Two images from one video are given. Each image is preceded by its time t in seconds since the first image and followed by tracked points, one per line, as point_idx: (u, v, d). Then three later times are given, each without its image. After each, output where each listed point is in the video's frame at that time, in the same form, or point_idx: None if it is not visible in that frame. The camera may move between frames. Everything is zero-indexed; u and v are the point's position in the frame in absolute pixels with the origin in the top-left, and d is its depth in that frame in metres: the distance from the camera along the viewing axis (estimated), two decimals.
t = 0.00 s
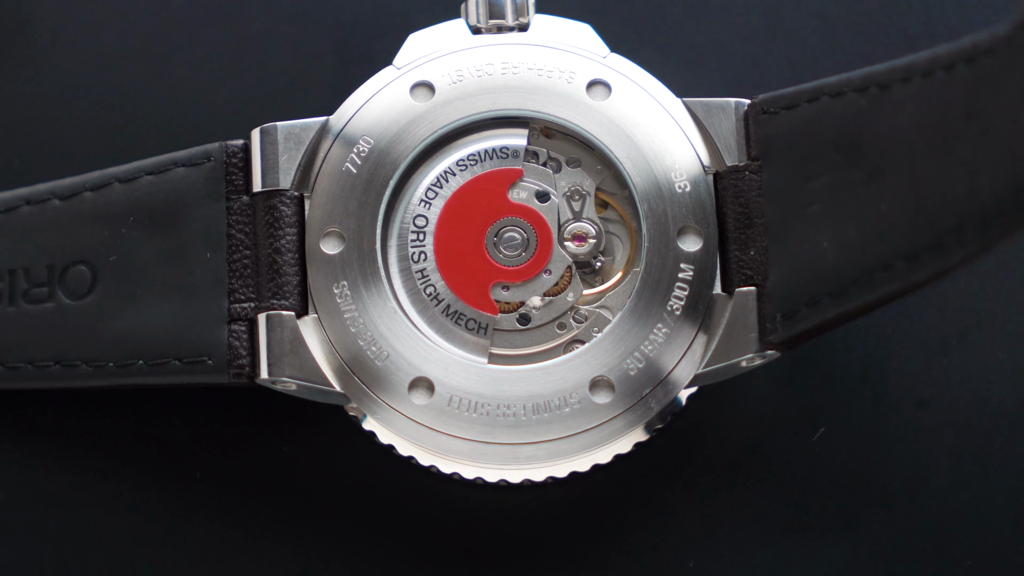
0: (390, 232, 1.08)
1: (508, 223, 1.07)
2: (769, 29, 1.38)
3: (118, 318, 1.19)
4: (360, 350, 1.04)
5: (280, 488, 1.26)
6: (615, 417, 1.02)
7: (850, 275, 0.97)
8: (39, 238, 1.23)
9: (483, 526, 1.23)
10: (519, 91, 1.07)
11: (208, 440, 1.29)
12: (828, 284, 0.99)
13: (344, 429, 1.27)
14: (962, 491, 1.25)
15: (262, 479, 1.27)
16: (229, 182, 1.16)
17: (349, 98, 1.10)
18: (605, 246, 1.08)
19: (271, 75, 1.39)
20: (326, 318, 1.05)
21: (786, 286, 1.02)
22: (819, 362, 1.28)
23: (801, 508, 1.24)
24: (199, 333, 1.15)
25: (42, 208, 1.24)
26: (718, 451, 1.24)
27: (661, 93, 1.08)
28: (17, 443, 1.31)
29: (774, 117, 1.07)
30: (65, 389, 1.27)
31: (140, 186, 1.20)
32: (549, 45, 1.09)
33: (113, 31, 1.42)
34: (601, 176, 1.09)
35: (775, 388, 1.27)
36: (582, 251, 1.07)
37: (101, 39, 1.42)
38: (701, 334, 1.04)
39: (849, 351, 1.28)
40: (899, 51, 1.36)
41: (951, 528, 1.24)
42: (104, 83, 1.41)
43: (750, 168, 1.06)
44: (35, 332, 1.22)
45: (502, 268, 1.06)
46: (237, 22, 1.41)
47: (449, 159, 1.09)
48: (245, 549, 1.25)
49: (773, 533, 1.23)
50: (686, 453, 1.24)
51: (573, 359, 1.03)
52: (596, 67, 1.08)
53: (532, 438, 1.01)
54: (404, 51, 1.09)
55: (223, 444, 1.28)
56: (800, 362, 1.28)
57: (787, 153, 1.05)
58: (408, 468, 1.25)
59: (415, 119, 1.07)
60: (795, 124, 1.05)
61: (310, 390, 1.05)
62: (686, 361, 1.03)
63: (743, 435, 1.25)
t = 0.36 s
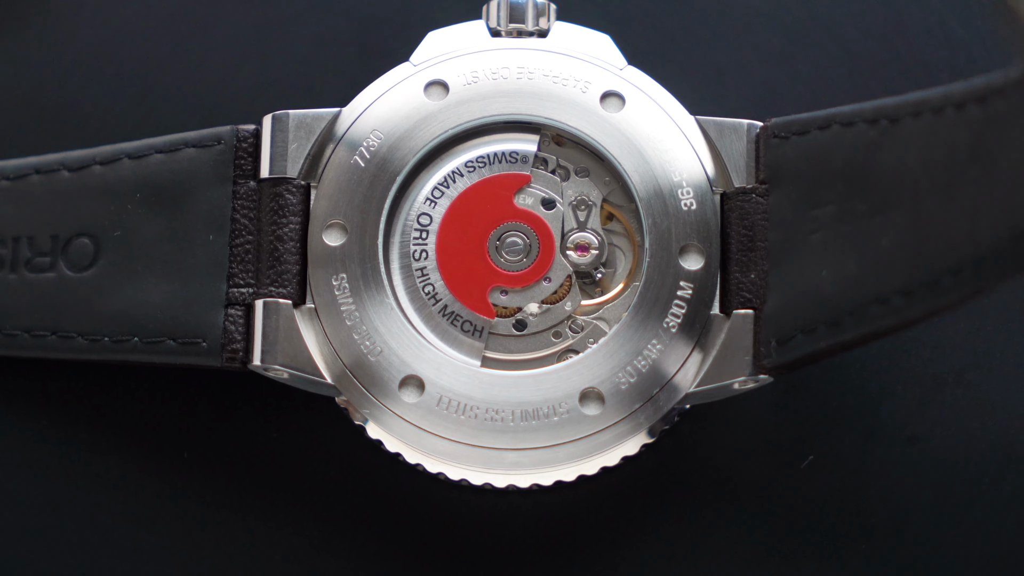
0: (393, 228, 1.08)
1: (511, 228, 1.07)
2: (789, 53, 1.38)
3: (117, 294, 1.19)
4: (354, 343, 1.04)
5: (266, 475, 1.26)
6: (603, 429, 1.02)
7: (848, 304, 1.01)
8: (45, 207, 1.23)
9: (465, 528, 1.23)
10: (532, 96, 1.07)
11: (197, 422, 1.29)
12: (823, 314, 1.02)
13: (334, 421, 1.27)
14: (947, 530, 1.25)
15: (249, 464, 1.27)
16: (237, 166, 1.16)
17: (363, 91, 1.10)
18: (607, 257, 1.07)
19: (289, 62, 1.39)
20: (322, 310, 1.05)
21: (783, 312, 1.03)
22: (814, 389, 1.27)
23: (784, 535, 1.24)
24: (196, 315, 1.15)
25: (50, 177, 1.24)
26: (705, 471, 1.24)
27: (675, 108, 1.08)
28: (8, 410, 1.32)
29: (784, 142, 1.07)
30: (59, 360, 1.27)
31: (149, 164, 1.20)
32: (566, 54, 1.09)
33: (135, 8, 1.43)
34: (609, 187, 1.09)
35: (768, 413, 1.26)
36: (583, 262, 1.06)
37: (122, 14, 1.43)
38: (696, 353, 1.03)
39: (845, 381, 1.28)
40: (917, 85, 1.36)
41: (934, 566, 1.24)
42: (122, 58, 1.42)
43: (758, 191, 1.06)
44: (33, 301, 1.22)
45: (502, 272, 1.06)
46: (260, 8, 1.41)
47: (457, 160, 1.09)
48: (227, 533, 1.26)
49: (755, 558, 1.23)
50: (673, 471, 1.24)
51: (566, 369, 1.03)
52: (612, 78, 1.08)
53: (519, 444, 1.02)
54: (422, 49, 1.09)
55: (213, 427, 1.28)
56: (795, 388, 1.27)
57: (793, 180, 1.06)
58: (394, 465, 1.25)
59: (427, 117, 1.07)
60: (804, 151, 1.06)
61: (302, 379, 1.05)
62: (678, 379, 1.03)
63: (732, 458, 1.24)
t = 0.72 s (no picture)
0: (398, 224, 1.08)
1: (514, 233, 1.07)
2: (808, 81, 1.38)
3: (118, 267, 1.19)
4: (348, 336, 1.05)
5: (252, 460, 1.27)
6: (589, 442, 1.02)
7: (843, 338, 1.01)
8: (55, 176, 1.24)
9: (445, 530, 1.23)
10: (547, 104, 1.07)
11: (189, 401, 1.29)
12: (816, 344, 1.02)
13: (324, 412, 1.27)
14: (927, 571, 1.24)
15: (236, 448, 1.27)
16: (248, 150, 1.16)
17: (379, 85, 1.10)
18: (608, 270, 1.07)
19: (310, 50, 1.40)
20: (319, 300, 1.06)
21: (777, 339, 1.03)
22: (806, 418, 1.27)
23: (764, 562, 1.23)
24: (193, 295, 1.15)
25: (62, 146, 1.24)
26: (690, 492, 1.24)
27: (689, 127, 1.07)
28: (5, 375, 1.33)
29: (794, 168, 1.06)
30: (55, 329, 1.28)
31: (161, 141, 1.20)
32: (585, 64, 1.09)
33: None
34: (616, 201, 1.08)
35: (758, 438, 1.25)
36: (584, 273, 1.06)
37: None
38: (688, 373, 1.03)
39: (838, 412, 1.27)
40: (933, 124, 1.36)
41: None
42: (144, 33, 1.42)
43: (763, 216, 1.06)
44: (35, 268, 1.22)
45: (502, 277, 1.06)
46: None
47: (467, 161, 1.09)
48: (209, 515, 1.26)
49: None
50: (658, 489, 1.24)
51: (557, 379, 1.02)
52: (628, 91, 1.08)
53: (504, 450, 1.02)
54: (441, 47, 1.09)
55: (204, 408, 1.29)
56: (787, 415, 1.27)
57: (799, 207, 1.05)
58: (379, 461, 1.25)
59: (440, 116, 1.07)
60: (811, 180, 1.06)
61: (293, 367, 1.05)
62: (668, 398, 1.03)
63: (718, 481, 1.24)
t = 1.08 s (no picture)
0: (403, 221, 1.08)
1: (516, 238, 1.07)
2: (824, 107, 1.37)
3: (121, 241, 1.19)
4: (343, 328, 1.05)
5: (242, 445, 1.28)
6: (575, 453, 1.01)
7: (834, 369, 1.05)
8: (67, 145, 1.24)
9: (426, 529, 1.25)
10: (560, 112, 1.07)
11: (183, 381, 1.31)
12: (807, 375, 1.05)
13: (317, 402, 1.28)
14: None
15: (227, 431, 1.29)
16: (259, 135, 1.16)
17: (395, 80, 1.10)
18: (609, 282, 1.07)
19: (331, 38, 1.40)
20: (317, 290, 1.06)
21: (769, 366, 1.04)
22: (798, 448, 1.25)
23: None
24: (193, 275, 1.15)
25: (77, 116, 1.24)
26: (673, 509, 1.24)
27: (701, 145, 1.06)
28: (5, 341, 1.34)
29: (800, 197, 1.06)
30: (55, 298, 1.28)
31: (174, 119, 1.20)
32: (602, 75, 1.08)
33: None
34: (622, 213, 1.08)
35: (746, 460, 1.24)
36: (584, 283, 1.06)
37: None
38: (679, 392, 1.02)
39: (831, 439, 1.26)
40: (947, 160, 1.36)
41: None
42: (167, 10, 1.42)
43: (767, 241, 1.05)
44: (40, 236, 1.23)
45: (500, 281, 1.06)
46: None
47: (476, 162, 1.09)
48: (196, 495, 1.29)
49: None
50: (641, 504, 1.24)
51: (548, 388, 1.02)
52: (643, 105, 1.07)
53: (489, 454, 1.02)
54: (460, 47, 1.09)
55: (198, 388, 1.30)
56: (780, 444, 1.25)
57: (802, 237, 1.06)
58: (368, 454, 1.26)
59: (452, 116, 1.07)
60: (817, 211, 1.06)
61: (284, 355, 1.05)
62: (657, 416, 1.02)
63: (702, 500, 1.24)
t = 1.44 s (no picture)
0: (407, 218, 1.09)
1: (519, 244, 1.07)
2: (834, 134, 1.37)
3: (126, 217, 1.19)
4: (339, 320, 1.05)
5: (231, 430, 1.29)
6: (560, 463, 1.01)
7: (820, 399, 1.06)
8: (80, 117, 1.23)
9: (407, 528, 1.25)
10: (572, 121, 1.07)
11: (178, 362, 1.31)
12: (797, 401, 1.05)
13: (308, 393, 1.29)
14: None
15: (217, 416, 1.29)
16: (271, 121, 1.17)
17: (410, 77, 1.10)
18: (608, 294, 1.07)
19: (349, 30, 1.40)
20: (316, 280, 1.06)
21: (760, 390, 1.04)
22: (785, 475, 1.25)
23: None
24: (195, 257, 1.16)
25: (92, 90, 1.24)
26: (656, 525, 1.23)
27: (711, 164, 1.05)
28: (4, 308, 1.35)
29: (804, 223, 1.06)
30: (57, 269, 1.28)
31: (188, 99, 1.20)
32: (617, 86, 1.08)
33: None
34: (626, 226, 1.08)
35: (733, 482, 1.24)
36: (583, 293, 1.06)
37: None
38: (669, 409, 1.02)
39: (820, 468, 1.25)
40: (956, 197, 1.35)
41: None
42: None
43: (767, 264, 1.05)
44: (48, 207, 1.23)
45: (499, 285, 1.06)
46: None
47: (484, 165, 1.09)
48: (182, 477, 1.29)
49: None
50: (624, 518, 1.24)
51: (538, 395, 1.02)
52: (655, 119, 1.07)
53: (474, 456, 1.02)
54: (477, 48, 1.09)
55: (192, 371, 1.31)
56: (767, 468, 1.25)
57: (802, 265, 1.06)
58: (355, 448, 1.27)
59: (464, 117, 1.07)
60: (819, 239, 1.06)
61: (279, 342, 1.06)
62: (645, 431, 1.02)
63: (686, 518, 1.24)
